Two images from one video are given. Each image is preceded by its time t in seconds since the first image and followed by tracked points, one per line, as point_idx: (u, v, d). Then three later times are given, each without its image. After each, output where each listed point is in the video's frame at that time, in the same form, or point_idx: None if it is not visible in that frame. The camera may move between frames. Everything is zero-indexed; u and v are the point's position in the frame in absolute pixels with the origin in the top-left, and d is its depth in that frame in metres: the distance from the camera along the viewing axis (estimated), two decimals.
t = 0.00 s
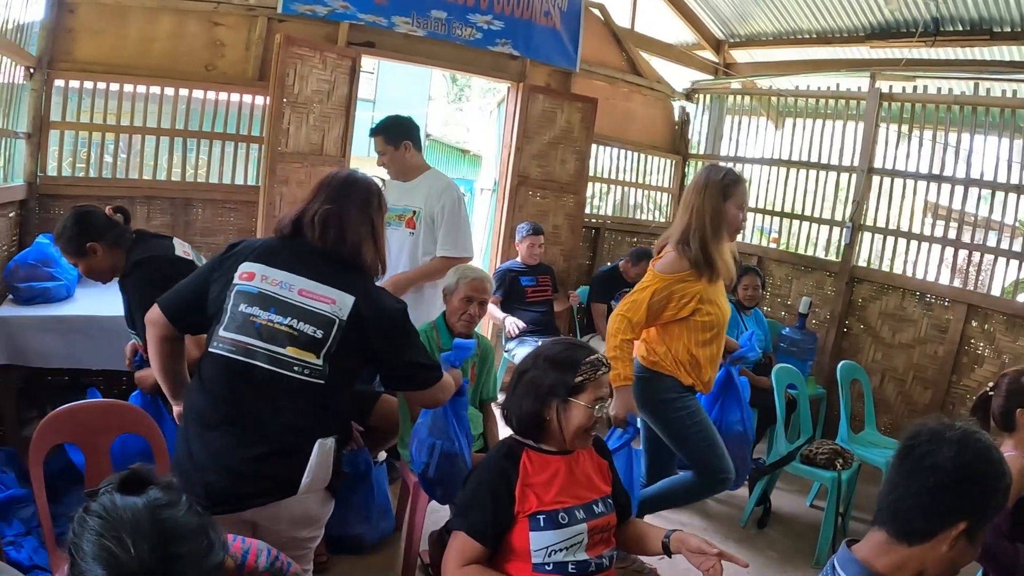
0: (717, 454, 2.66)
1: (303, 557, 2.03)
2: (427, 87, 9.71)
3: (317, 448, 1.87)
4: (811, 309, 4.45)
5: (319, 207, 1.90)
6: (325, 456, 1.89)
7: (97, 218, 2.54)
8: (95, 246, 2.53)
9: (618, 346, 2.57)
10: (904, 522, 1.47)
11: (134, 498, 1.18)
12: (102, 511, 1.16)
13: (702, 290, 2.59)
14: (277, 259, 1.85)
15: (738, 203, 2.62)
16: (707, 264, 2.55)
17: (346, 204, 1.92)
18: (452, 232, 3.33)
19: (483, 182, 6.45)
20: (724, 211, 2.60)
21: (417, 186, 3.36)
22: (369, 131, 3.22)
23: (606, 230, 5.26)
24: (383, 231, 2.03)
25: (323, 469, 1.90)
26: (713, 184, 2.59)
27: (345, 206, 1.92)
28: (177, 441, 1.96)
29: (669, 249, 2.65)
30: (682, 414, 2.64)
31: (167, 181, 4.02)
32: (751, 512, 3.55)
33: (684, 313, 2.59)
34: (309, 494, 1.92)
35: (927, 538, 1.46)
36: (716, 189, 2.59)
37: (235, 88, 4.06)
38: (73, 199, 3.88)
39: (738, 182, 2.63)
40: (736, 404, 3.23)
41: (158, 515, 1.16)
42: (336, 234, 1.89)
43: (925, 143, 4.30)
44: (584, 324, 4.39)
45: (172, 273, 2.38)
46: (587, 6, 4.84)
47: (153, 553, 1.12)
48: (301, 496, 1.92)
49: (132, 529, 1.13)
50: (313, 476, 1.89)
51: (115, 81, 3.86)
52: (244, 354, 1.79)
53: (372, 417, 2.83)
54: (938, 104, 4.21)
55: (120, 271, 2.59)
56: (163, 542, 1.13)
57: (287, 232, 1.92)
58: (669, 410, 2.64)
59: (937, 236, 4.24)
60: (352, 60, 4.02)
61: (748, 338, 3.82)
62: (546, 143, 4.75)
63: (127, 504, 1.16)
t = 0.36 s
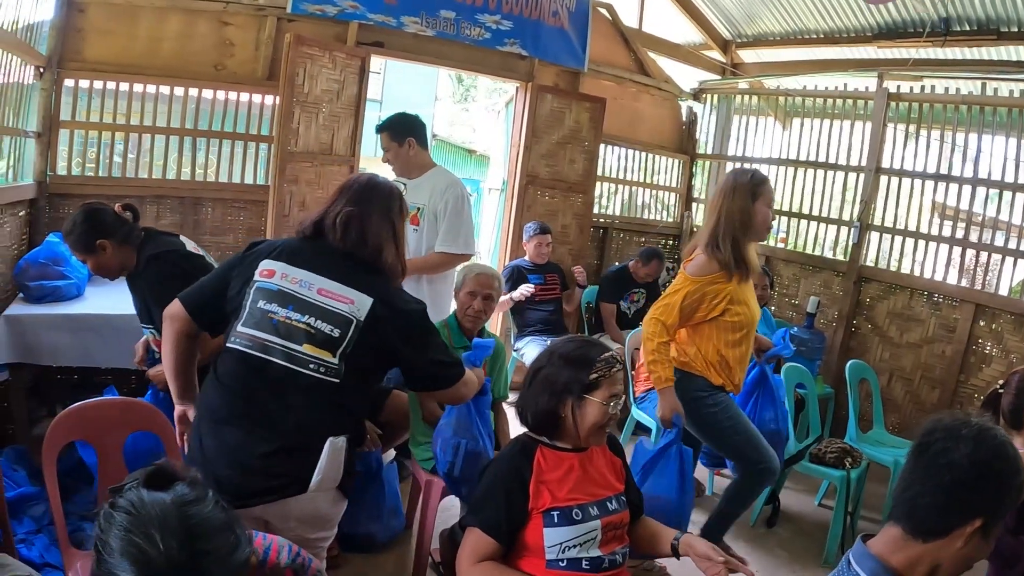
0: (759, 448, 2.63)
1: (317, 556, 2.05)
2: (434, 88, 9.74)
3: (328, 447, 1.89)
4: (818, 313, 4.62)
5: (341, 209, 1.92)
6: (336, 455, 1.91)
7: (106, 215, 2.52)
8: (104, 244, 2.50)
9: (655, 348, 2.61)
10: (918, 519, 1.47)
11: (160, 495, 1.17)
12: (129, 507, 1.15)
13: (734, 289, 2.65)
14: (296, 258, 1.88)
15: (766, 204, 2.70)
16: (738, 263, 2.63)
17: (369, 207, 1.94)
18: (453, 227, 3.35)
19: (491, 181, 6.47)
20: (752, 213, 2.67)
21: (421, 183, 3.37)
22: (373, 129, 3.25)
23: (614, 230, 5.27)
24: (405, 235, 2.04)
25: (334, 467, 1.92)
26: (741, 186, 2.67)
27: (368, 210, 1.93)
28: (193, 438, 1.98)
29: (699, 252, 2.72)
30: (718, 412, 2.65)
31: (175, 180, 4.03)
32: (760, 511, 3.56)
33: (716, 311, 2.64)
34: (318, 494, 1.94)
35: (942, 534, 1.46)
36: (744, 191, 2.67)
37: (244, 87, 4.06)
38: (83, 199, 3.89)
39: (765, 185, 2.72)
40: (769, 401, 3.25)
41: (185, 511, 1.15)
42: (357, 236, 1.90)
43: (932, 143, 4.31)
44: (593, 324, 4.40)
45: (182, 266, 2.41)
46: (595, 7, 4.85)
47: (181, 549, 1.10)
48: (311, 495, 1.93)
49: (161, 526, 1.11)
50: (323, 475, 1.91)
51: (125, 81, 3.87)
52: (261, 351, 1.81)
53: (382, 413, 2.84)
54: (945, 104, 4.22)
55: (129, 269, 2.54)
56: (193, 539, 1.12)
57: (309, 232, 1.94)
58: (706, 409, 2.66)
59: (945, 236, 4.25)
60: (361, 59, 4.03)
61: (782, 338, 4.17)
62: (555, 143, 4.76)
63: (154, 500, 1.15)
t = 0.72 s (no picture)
0: (794, 474, 2.56)
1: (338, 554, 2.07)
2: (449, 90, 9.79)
3: (353, 447, 1.90)
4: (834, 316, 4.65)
5: (372, 214, 1.94)
6: (361, 456, 1.92)
7: (116, 216, 2.55)
8: (116, 245, 2.53)
9: (717, 375, 2.53)
10: (939, 517, 1.44)
11: (201, 486, 1.20)
12: (169, 497, 1.17)
13: (795, 307, 2.53)
14: (326, 260, 1.90)
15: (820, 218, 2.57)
16: (802, 282, 2.51)
17: (400, 213, 1.96)
18: (455, 227, 3.38)
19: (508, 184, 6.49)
20: (809, 228, 2.54)
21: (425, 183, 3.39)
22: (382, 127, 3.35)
23: (631, 232, 5.28)
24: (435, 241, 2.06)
25: (359, 467, 1.93)
26: (797, 201, 2.53)
27: (400, 214, 1.96)
28: (220, 437, 2.00)
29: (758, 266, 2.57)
30: (768, 435, 2.55)
31: (194, 182, 4.06)
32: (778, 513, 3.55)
33: (778, 333, 2.53)
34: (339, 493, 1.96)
35: (966, 535, 1.42)
36: (800, 206, 2.53)
37: (262, 89, 4.09)
38: (102, 200, 3.93)
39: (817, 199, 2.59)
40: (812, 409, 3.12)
41: (223, 502, 1.17)
42: (387, 239, 1.92)
43: (948, 145, 4.30)
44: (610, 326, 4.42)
45: (194, 262, 2.46)
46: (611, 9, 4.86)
47: (220, 538, 1.12)
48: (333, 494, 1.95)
49: (200, 515, 1.14)
50: (349, 474, 1.92)
51: (144, 83, 3.91)
52: (290, 351, 1.83)
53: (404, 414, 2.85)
54: (962, 106, 4.22)
55: (140, 269, 2.58)
56: (231, 528, 1.14)
57: (340, 235, 1.96)
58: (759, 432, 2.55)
59: (962, 237, 4.24)
60: (380, 62, 4.05)
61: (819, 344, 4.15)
62: (572, 145, 4.78)
63: (194, 491, 1.17)
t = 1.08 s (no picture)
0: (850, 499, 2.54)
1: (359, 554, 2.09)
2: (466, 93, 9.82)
3: (377, 452, 1.91)
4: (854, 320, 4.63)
5: (399, 221, 1.96)
6: (384, 460, 1.92)
7: (120, 226, 2.59)
8: (123, 253, 2.57)
9: (806, 403, 2.42)
10: (959, 523, 1.42)
11: (232, 490, 1.21)
12: (201, 501, 1.18)
13: (873, 323, 2.44)
14: (353, 266, 1.92)
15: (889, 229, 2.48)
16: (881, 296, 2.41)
17: (427, 220, 1.97)
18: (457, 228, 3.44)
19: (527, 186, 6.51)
20: (881, 241, 2.45)
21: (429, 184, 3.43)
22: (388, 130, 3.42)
23: (649, 235, 5.29)
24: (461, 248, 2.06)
25: (383, 471, 1.94)
26: (869, 214, 2.43)
27: (426, 221, 1.97)
28: (245, 438, 2.01)
29: (832, 281, 2.44)
30: (842, 453, 2.48)
31: (214, 185, 4.09)
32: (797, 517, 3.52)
33: (861, 353, 2.42)
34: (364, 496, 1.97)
35: (986, 542, 1.40)
36: (871, 219, 2.44)
37: (282, 93, 4.10)
38: (123, 203, 3.96)
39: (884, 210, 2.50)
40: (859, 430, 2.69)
41: (254, 507, 1.18)
42: (414, 246, 1.94)
43: (968, 148, 4.27)
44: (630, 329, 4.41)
45: (199, 261, 2.59)
46: (629, 11, 4.87)
47: (251, 542, 1.13)
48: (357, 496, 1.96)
49: (232, 520, 1.15)
50: (373, 477, 1.93)
51: (165, 87, 3.94)
52: (317, 355, 1.85)
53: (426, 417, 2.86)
54: (981, 108, 4.19)
55: (147, 274, 2.64)
56: (263, 532, 1.15)
57: (367, 241, 1.98)
58: (836, 452, 2.47)
59: (982, 240, 4.22)
60: (399, 66, 4.07)
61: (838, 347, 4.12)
62: (591, 148, 4.78)
63: (224, 495, 1.18)
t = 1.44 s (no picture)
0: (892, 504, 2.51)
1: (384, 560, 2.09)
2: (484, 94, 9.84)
3: (407, 457, 1.91)
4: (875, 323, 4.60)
5: (429, 229, 1.96)
6: (413, 466, 1.93)
7: (129, 243, 2.63)
8: (135, 269, 2.61)
9: (875, 409, 2.40)
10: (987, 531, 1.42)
11: (269, 500, 1.20)
12: (238, 509, 1.18)
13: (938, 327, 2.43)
14: (384, 271, 1.93)
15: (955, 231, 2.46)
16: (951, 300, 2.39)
17: (458, 227, 1.97)
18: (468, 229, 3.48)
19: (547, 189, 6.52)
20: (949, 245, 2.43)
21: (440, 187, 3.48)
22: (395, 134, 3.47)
23: (670, 237, 5.28)
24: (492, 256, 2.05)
25: (411, 476, 1.95)
26: (936, 217, 2.41)
27: (457, 228, 1.97)
28: (273, 441, 2.02)
29: (901, 284, 2.43)
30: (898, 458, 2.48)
31: (237, 189, 4.11)
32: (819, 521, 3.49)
33: (925, 358, 2.42)
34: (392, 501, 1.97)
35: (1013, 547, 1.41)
36: (938, 222, 2.42)
37: (303, 96, 4.11)
38: (145, 206, 3.98)
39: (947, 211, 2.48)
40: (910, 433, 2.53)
41: (290, 517, 1.17)
42: (444, 254, 1.94)
43: (989, 149, 4.24)
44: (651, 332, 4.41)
45: (208, 263, 2.71)
46: (649, 13, 4.87)
47: (285, 550, 1.11)
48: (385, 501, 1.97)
49: (268, 528, 1.13)
50: (401, 483, 1.93)
51: (186, 90, 3.96)
52: (347, 359, 1.85)
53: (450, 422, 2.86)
54: (1002, 109, 4.16)
55: (159, 287, 2.67)
56: (297, 540, 1.13)
57: (398, 248, 1.99)
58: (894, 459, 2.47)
59: (1004, 243, 4.19)
60: (420, 69, 4.08)
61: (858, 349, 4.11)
62: (612, 151, 4.78)
63: (261, 504, 1.18)
